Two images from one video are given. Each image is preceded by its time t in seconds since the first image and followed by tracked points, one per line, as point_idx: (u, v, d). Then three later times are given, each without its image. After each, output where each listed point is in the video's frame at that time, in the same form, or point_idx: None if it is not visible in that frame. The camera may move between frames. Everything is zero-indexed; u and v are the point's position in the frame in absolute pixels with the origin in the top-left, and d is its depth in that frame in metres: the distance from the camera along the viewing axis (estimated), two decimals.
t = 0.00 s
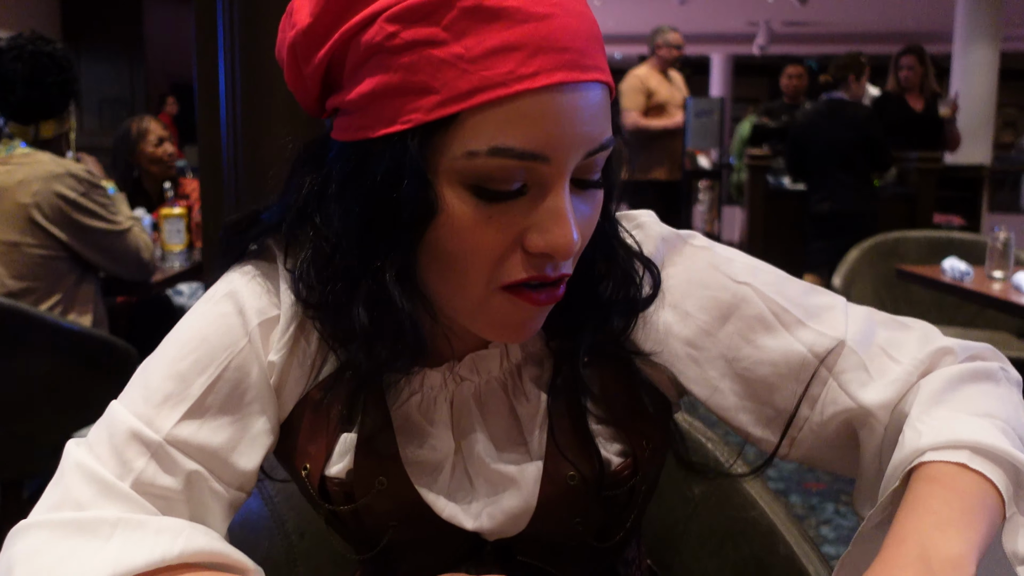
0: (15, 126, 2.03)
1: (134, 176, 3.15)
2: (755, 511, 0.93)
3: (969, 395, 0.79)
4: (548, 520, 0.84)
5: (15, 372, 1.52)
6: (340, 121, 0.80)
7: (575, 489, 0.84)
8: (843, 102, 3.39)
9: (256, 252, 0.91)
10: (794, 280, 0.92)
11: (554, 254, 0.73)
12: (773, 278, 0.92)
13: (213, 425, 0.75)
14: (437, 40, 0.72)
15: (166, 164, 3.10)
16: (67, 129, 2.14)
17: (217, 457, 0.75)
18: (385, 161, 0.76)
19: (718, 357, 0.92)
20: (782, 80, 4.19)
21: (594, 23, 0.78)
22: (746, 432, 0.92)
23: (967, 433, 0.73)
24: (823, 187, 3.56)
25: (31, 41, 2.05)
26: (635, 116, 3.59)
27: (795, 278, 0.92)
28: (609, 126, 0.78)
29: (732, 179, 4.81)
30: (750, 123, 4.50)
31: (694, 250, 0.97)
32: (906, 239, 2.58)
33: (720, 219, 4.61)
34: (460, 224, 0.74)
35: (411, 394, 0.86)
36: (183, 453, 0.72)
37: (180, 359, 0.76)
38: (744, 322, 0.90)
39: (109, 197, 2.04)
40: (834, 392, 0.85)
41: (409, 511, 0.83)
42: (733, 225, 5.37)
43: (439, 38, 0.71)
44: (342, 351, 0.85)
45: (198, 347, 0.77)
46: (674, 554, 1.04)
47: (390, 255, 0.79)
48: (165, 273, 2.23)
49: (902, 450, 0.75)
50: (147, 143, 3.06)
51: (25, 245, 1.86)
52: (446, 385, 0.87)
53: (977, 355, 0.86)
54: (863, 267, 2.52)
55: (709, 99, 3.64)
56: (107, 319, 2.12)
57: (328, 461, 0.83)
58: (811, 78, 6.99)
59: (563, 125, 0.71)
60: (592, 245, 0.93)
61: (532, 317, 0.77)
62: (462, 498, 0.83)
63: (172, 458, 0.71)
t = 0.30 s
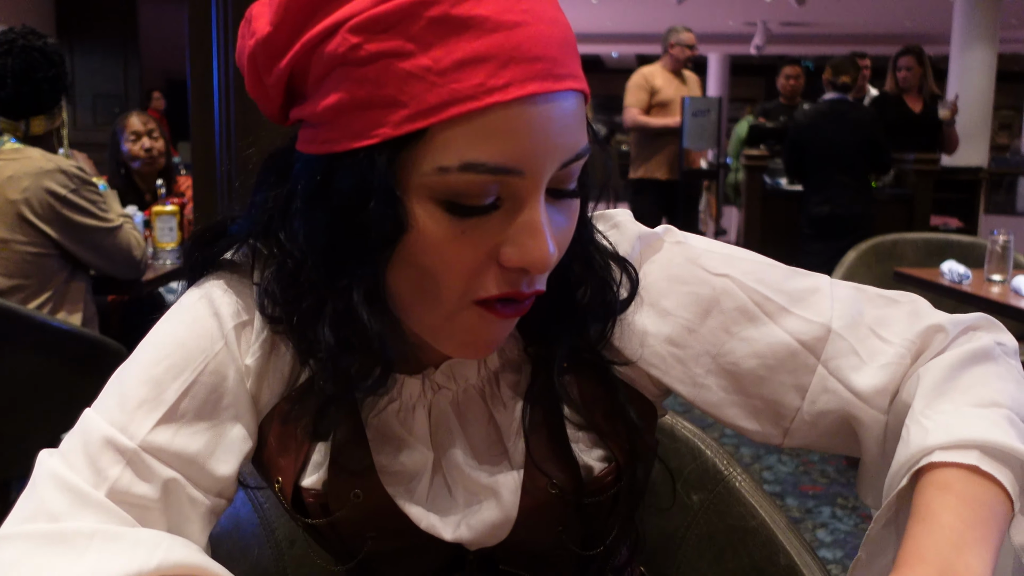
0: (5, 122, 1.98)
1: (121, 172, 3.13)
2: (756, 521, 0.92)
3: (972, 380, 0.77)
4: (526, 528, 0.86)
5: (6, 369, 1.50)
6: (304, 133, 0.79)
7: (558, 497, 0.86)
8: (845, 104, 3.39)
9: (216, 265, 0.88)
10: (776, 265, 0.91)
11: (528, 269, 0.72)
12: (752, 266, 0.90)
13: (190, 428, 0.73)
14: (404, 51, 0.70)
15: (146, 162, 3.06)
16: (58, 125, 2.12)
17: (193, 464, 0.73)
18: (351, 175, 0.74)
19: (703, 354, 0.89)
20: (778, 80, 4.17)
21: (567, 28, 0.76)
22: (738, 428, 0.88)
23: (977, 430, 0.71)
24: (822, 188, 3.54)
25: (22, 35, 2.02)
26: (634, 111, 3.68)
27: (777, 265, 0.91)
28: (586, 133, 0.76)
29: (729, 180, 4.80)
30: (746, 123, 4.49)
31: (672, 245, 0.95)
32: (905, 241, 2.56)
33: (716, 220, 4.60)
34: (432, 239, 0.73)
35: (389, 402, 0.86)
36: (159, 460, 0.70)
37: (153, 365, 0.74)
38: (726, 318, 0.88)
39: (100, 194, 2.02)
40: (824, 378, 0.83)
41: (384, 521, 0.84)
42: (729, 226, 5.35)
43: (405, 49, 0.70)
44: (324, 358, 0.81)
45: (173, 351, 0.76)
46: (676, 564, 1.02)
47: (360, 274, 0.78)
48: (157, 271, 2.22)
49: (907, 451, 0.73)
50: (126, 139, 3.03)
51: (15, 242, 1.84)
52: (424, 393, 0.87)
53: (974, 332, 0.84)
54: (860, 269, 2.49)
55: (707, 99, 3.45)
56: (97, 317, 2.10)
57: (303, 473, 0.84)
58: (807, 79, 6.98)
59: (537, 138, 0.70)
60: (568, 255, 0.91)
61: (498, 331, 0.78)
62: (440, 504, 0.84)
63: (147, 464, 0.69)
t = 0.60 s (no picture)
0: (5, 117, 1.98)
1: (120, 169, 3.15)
2: (759, 521, 0.91)
3: (971, 372, 0.77)
4: (506, 518, 0.86)
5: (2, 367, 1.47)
6: (301, 123, 0.78)
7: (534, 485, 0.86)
8: (849, 104, 3.37)
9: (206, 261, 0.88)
10: (765, 263, 0.90)
11: (531, 252, 0.72)
12: (742, 263, 0.90)
13: (226, 410, 0.75)
14: (406, 36, 0.69)
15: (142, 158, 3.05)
16: (57, 121, 2.11)
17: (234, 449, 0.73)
18: (351, 163, 0.75)
19: (698, 346, 0.88)
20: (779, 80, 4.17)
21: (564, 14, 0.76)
22: (730, 422, 0.88)
23: (994, 419, 0.71)
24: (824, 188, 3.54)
25: (21, 30, 2.02)
26: (638, 109, 3.70)
27: (767, 261, 0.90)
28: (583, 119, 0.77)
29: (730, 179, 4.79)
30: (746, 123, 4.48)
31: (665, 241, 0.95)
32: (906, 242, 2.56)
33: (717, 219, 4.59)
34: (432, 225, 0.73)
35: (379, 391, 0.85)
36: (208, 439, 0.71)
37: (181, 357, 0.76)
38: (719, 312, 0.88)
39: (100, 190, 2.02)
40: (814, 370, 0.83)
41: (370, 513, 0.84)
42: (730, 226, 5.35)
43: (408, 34, 0.69)
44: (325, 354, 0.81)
45: (193, 339, 0.78)
46: (672, 564, 1.02)
47: (360, 262, 0.78)
48: (156, 268, 2.21)
49: (936, 445, 0.72)
50: (116, 134, 3.02)
51: (14, 238, 1.83)
52: (415, 384, 0.86)
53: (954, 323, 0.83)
54: (861, 269, 2.49)
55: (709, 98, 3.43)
56: (97, 314, 2.10)
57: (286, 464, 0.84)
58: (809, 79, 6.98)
59: (540, 122, 0.70)
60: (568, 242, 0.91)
61: (499, 317, 0.77)
62: (421, 498, 0.85)
63: (200, 444, 0.69)
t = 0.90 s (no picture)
0: (10, 115, 1.99)
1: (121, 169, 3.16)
2: (761, 521, 0.91)
3: (978, 373, 0.77)
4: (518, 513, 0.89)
5: (5, 363, 1.47)
6: (303, 117, 0.81)
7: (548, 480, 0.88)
8: (854, 103, 3.36)
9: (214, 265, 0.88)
10: (770, 259, 0.91)
11: (531, 234, 0.73)
12: (748, 258, 0.91)
13: (240, 410, 0.74)
14: (399, 23, 0.71)
15: (141, 157, 3.05)
16: (62, 120, 2.11)
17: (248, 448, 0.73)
18: (350, 151, 0.76)
19: (703, 340, 0.88)
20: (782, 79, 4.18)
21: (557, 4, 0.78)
22: (734, 417, 0.88)
23: (1000, 418, 0.71)
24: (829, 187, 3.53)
25: (26, 28, 2.03)
26: (640, 107, 3.72)
27: (772, 259, 0.91)
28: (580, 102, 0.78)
29: (732, 179, 4.79)
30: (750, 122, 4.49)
31: (672, 237, 0.96)
32: (908, 240, 2.55)
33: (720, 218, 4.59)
34: (429, 208, 0.73)
35: (387, 388, 0.85)
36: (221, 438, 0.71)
37: (195, 358, 0.75)
38: (724, 307, 0.88)
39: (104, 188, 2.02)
40: (820, 368, 0.83)
41: (386, 514, 0.86)
42: (732, 225, 5.35)
43: (401, 21, 0.71)
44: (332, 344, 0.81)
45: (206, 343, 0.77)
46: (675, 562, 1.03)
47: (364, 247, 0.79)
48: (160, 266, 2.22)
49: (940, 443, 0.72)
50: (116, 133, 3.03)
51: (18, 235, 1.83)
52: (424, 379, 0.86)
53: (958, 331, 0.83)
54: (863, 268, 2.49)
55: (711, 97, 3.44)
56: (100, 312, 2.10)
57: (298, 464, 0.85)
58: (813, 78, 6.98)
59: (534, 104, 0.71)
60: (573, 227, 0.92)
61: (513, 302, 0.77)
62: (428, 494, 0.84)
63: (213, 444, 0.69)
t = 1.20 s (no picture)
0: (15, 116, 1.99)
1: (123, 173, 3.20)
2: (762, 521, 0.92)
3: (964, 421, 0.80)
4: (551, 527, 0.88)
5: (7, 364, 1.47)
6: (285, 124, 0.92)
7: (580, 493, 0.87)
8: (859, 102, 3.38)
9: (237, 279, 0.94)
10: (799, 298, 0.91)
11: (471, 182, 0.76)
12: (779, 294, 0.90)
13: (232, 421, 0.79)
14: (314, 9, 0.82)
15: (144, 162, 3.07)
16: (66, 121, 2.12)
17: (235, 459, 0.78)
18: (292, 142, 0.85)
19: (729, 368, 0.87)
20: (784, 80, 4.19)
21: None
22: (744, 447, 0.88)
23: (950, 445, 0.76)
24: (832, 187, 3.54)
25: (31, 30, 2.04)
26: (643, 107, 3.72)
27: (801, 299, 0.91)
28: (520, 49, 0.82)
29: (735, 179, 4.80)
30: (751, 123, 4.49)
31: (706, 262, 0.95)
32: (911, 241, 2.56)
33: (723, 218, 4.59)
34: (373, 177, 0.80)
35: (414, 397, 0.89)
36: (206, 452, 0.76)
37: (193, 360, 0.82)
38: (752, 337, 0.87)
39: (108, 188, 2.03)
40: (837, 409, 0.83)
41: (411, 523, 0.87)
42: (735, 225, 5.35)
43: (316, 7, 0.81)
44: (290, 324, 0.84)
45: (210, 346, 0.83)
46: (676, 562, 1.04)
47: (319, 216, 0.86)
48: (164, 266, 2.24)
49: (886, 458, 0.78)
50: (118, 138, 3.04)
51: (24, 236, 1.83)
52: (450, 390, 0.90)
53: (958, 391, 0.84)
54: (865, 270, 2.51)
55: (714, 98, 3.42)
56: (105, 312, 2.11)
57: (325, 471, 0.88)
58: (816, 78, 6.97)
59: (438, 46, 0.75)
60: (562, 226, 0.95)
61: (478, 261, 0.80)
62: (457, 503, 0.86)
63: (192, 454, 0.74)
